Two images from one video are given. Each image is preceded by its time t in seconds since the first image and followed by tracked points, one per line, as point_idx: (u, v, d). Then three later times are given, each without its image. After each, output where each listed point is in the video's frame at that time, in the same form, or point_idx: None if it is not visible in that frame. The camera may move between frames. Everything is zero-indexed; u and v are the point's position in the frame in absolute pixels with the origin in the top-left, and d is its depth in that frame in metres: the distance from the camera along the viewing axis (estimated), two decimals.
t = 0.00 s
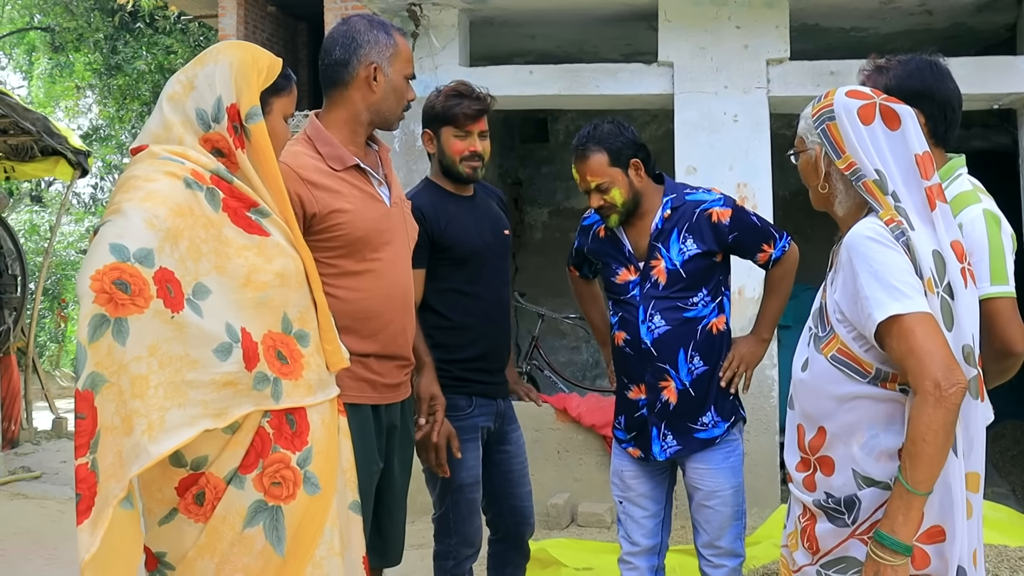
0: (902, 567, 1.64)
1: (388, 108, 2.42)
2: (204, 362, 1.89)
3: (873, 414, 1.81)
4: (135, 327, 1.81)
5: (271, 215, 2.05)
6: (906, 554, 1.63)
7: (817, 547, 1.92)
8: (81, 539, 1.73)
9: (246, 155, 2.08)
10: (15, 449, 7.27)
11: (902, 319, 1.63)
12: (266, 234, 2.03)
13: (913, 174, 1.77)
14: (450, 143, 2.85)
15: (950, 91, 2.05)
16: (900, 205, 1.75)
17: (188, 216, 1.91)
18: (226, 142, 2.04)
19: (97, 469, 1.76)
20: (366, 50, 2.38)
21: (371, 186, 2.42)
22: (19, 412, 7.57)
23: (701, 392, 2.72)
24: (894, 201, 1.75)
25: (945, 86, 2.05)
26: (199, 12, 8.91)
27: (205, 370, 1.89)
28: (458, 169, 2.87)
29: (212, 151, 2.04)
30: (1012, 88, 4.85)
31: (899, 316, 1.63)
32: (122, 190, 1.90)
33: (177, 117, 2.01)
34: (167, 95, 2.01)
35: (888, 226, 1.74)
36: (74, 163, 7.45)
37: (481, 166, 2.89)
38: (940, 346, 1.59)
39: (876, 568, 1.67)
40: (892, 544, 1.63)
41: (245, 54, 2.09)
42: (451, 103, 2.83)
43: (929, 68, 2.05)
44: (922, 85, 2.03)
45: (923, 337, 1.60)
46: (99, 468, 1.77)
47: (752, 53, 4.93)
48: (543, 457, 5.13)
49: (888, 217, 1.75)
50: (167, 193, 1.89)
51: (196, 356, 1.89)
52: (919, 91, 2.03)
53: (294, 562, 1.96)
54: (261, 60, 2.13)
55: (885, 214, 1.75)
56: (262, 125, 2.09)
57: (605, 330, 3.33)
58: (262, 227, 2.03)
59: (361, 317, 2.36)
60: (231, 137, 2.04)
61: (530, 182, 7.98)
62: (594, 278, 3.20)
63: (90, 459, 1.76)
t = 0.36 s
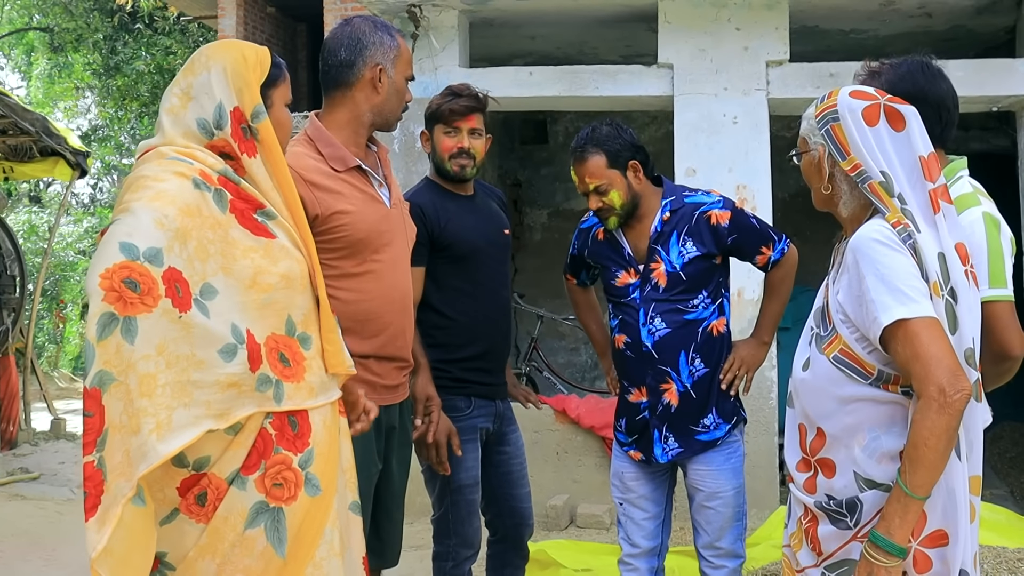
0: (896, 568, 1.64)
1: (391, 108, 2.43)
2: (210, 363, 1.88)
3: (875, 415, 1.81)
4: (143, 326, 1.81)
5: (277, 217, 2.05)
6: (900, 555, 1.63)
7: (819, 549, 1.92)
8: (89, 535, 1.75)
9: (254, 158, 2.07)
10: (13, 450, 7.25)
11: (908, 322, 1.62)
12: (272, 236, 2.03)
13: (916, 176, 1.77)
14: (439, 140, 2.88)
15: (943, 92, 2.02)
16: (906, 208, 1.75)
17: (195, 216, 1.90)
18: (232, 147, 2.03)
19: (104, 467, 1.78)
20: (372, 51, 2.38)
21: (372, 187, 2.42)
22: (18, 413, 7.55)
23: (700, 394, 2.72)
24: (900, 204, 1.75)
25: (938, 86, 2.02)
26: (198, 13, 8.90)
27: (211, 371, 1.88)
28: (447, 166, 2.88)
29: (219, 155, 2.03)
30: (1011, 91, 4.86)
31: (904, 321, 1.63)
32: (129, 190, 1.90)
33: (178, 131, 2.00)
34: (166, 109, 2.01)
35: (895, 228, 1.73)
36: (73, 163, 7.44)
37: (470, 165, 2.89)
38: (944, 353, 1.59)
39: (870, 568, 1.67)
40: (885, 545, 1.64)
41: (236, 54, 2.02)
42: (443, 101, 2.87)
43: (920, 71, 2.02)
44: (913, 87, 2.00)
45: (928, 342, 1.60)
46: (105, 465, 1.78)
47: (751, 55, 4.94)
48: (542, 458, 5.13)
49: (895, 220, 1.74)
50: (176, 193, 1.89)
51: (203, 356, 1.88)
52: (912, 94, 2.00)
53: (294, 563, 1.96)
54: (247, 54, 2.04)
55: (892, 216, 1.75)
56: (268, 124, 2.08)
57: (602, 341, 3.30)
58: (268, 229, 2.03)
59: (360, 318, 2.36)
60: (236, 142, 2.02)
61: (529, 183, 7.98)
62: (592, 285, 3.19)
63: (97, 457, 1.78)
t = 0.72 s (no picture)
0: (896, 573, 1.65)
1: (387, 109, 2.43)
2: (209, 358, 1.88)
3: (870, 417, 1.81)
4: (139, 322, 1.80)
5: (279, 215, 2.03)
6: (902, 561, 1.64)
7: (814, 550, 1.92)
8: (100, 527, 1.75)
9: (253, 156, 2.04)
10: (6, 451, 7.23)
11: (907, 329, 1.63)
12: (273, 234, 2.01)
13: (910, 179, 1.78)
14: (448, 146, 2.84)
15: (941, 94, 2.00)
16: (901, 210, 1.75)
17: (194, 214, 1.90)
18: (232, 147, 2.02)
19: (108, 462, 1.78)
20: (369, 52, 2.38)
21: (367, 189, 2.42)
22: (11, 413, 7.52)
23: (695, 395, 2.72)
24: (896, 206, 1.75)
25: (936, 88, 2.00)
26: (193, 14, 8.89)
27: (210, 366, 1.87)
28: (457, 173, 2.87)
29: (221, 154, 2.03)
30: (1004, 93, 4.88)
31: (901, 324, 1.63)
32: (130, 190, 1.90)
33: (178, 136, 2.00)
34: (164, 116, 2.01)
35: (891, 231, 1.74)
36: (66, 163, 7.42)
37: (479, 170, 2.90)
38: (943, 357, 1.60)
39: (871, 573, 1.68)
40: (887, 550, 1.64)
41: (227, 56, 2.00)
42: (449, 104, 2.82)
43: (919, 72, 2.01)
44: (912, 90, 1.99)
45: (925, 346, 1.61)
46: (108, 460, 1.79)
47: (746, 56, 4.95)
48: (536, 459, 5.13)
49: (891, 223, 1.74)
50: (174, 192, 1.89)
51: (202, 352, 1.87)
52: (909, 96, 1.98)
53: (298, 561, 1.96)
54: (238, 53, 2.01)
55: (888, 219, 1.75)
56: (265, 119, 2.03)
57: (597, 346, 3.28)
58: (270, 227, 2.01)
59: (355, 320, 2.36)
60: (236, 141, 2.01)
61: (524, 184, 7.99)
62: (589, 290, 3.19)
63: (99, 452, 1.79)
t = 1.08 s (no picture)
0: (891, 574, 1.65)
1: (386, 109, 2.43)
2: (224, 343, 1.87)
3: (870, 418, 1.81)
4: (144, 319, 1.81)
5: (290, 216, 2.00)
6: (897, 562, 1.64)
7: (810, 551, 1.92)
8: (106, 521, 1.73)
9: (266, 156, 2.01)
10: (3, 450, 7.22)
11: (907, 330, 1.63)
12: (281, 233, 1.97)
13: (910, 180, 1.78)
14: (456, 150, 2.84)
15: (946, 98, 2.00)
16: (903, 211, 1.75)
17: (196, 217, 1.87)
18: (245, 148, 1.98)
19: (119, 455, 1.76)
20: (367, 52, 2.38)
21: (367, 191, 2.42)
22: (9, 413, 7.50)
23: (694, 398, 2.72)
24: (897, 207, 1.76)
25: (941, 92, 2.00)
26: (192, 14, 8.88)
27: (227, 350, 1.87)
28: (463, 177, 2.87)
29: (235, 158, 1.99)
30: (1003, 96, 4.89)
31: (901, 325, 1.63)
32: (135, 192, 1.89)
33: (191, 138, 1.97)
34: (179, 118, 1.98)
35: (892, 232, 1.74)
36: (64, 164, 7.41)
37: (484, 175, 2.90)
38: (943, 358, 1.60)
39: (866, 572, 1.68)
40: (882, 551, 1.64)
41: (240, 58, 1.97)
42: (457, 108, 2.82)
43: (924, 75, 2.01)
44: (916, 93, 1.99)
45: (924, 347, 1.61)
46: (120, 453, 1.76)
47: (746, 58, 4.95)
48: (535, 461, 5.13)
49: (892, 223, 1.75)
50: (177, 195, 1.86)
51: (215, 338, 1.86)
52: (914, 99, 1.98)
53: (312, 559, 1.95)
54: (251, 56, 1.98)
55: (889, 220, 1.75)
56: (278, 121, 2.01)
57: (595, 348, 3.27)
58: (279, 227, 1.97)
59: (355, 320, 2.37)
60: (248, 143, 1.98)
61: (522, 185, 7.98)
62: (588, 291, 3.19)
63: (111, 447, 1.76)
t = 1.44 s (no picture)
0: None
1: (378, 107, 2.41)
2: (266, 291, 1.92)
3: (870, 421, 1.81)
4: (186, 295, 1.83)
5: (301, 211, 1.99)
6: (896, 565, 1.64)
7: (810, 555, 1.92)
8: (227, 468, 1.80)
9: (283, 154, 2.00)
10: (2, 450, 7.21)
11: (907, 333, 1.63)
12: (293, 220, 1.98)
13: (912, 182, 1.78)
14: (459, 152, 2.84)
15: (947, 100, 2.00)
16: (905, 213, 1.76)
17: (204, 216, 1.86)
18: (261, 151, 1.97)
19: (206, 409, 1.82)
20: (352, 50, 2.39)
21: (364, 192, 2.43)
22: (8, 413, 7.50)
23: (693, 400, 2.72)
24: (899, 209, 1.76)
25: (942, 94, 2.00)
26: (191, 15, 8.88)
27: (271, 296, 1.92)
28: (467, 178, 2.87)
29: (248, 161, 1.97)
30: (1003, 98, 4.90)
31: (902, 328, 1.63)
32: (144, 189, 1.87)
33: (204, 140, 1.95)
34: (193, 120, 1.96)
35: (893, 233, 1.74)
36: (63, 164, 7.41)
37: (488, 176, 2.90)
38: (944, 361, 1.60)
39: None
40: (881, 555, 1.64)
41: (253, 61, 1.95)
42: (460, 109, 2.82)
43: (925, 77, 2.01)
44: (918, 94, 1.99)
45: (925, 351, 1.61)
46: (206, 408, 1.82)
47: (745, 60, 4.95)
48: (534, 462, 5.13)
49: (894, 225, 1.75)
50: (183, 198, 1.84)
51: (255, 289, 1.90)
52: (915, 101, 1.99)
53: (323, 561, 1.91)
54: (265, 58, 1.96)
55: (891, 221, 1.75)
56: (297, 117, 1.98)
57: (595, 348, 3.26)
58: (292, 215, 1.98)
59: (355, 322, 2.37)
60: (267, 144, 1.98)
61: (522, 187, 7.98)
62: (589, 291, 3.19)
63: (196, 404, 1.81)
